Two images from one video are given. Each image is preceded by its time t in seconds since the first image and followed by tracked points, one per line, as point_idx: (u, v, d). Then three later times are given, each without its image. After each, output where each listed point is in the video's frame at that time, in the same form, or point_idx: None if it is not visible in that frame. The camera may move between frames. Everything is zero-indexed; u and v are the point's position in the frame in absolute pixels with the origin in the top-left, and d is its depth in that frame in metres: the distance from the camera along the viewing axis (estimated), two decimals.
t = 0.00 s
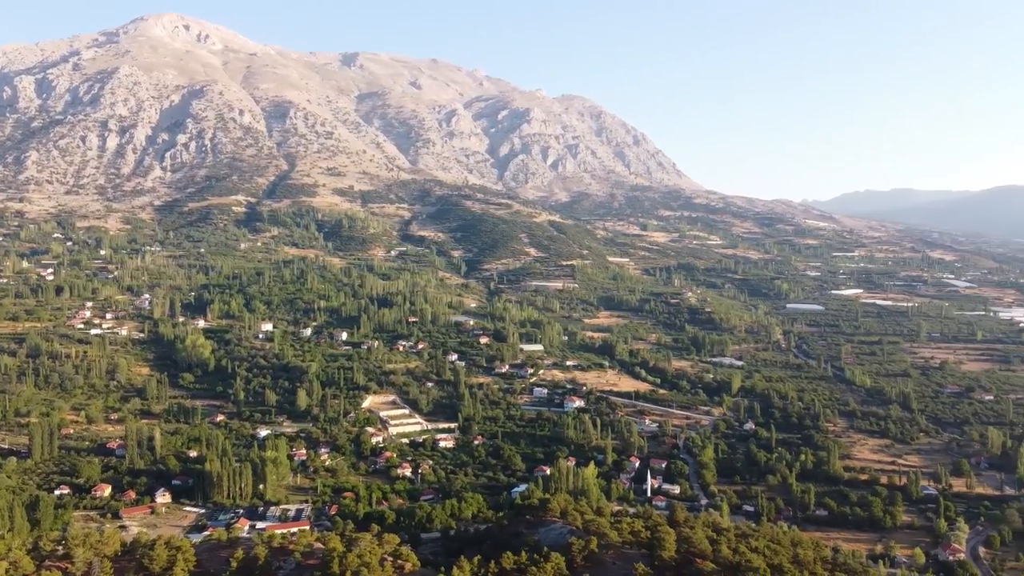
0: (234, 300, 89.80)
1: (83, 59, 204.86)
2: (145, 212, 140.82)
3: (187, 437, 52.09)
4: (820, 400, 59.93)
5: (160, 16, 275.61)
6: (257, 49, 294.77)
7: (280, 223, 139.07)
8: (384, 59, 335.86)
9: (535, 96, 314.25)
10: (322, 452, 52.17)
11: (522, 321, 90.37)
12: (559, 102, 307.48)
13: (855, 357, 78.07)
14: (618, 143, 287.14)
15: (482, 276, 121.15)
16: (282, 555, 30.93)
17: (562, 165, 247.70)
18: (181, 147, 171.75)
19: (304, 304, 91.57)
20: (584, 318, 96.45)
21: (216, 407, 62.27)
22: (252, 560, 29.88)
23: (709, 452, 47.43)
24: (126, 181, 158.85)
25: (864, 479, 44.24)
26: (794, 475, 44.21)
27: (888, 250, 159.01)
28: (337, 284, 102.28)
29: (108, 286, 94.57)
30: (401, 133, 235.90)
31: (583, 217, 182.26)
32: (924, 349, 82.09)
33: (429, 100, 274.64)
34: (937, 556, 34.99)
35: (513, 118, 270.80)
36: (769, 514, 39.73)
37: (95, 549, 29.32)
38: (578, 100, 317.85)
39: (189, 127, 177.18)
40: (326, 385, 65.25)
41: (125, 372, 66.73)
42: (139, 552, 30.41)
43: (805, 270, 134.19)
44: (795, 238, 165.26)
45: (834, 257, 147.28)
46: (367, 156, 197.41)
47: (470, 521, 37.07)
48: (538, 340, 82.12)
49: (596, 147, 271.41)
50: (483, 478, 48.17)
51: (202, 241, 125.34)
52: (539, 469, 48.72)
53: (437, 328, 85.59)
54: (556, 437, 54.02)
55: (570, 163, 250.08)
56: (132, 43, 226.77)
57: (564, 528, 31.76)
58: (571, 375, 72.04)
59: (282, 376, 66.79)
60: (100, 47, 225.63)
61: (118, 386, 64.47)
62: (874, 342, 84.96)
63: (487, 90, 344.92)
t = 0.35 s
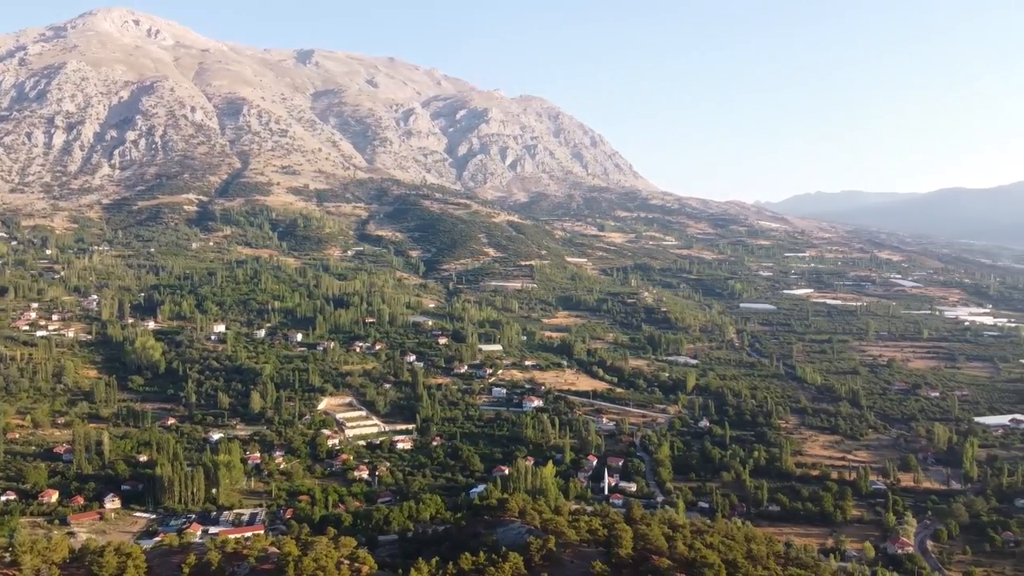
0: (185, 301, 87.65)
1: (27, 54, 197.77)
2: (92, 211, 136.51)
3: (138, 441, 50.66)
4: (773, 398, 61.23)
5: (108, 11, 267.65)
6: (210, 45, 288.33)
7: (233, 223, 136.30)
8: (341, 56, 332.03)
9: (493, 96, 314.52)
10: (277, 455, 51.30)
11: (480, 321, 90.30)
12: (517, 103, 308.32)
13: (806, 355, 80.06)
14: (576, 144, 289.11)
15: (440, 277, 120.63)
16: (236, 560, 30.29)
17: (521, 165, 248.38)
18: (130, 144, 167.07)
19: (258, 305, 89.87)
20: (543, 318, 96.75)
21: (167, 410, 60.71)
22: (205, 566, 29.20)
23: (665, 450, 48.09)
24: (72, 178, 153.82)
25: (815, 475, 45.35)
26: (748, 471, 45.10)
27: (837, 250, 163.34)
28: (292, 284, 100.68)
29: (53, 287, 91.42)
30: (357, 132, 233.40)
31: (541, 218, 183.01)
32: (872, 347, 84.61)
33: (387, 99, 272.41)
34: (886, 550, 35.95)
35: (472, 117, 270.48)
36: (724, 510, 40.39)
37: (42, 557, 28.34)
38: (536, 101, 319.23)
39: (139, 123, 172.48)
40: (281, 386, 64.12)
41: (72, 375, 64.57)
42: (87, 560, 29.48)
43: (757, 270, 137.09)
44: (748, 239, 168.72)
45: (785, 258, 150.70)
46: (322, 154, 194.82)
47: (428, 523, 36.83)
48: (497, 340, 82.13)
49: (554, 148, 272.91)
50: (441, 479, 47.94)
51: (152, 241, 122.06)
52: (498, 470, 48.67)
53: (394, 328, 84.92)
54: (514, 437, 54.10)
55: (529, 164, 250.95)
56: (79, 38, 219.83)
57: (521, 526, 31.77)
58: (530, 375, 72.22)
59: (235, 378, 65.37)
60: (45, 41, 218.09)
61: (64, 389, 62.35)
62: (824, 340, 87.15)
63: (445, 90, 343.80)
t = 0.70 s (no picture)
0: (132, 302, 85.10)
1: None
2: (33, 209, 131.53)
3: (82, 446, 48.98)
4: (724, 395, 62.41)
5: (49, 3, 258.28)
6: (157, 40, 280.67)
7: (182, 222, 132.92)
8: (293, 53, 326.88)
9: (449, 96, 313.62)
10: (228, 459, 50.22)
11: (436, 322, 89.91)
12: (473, 102, 308.15)
13: (756, 353, 81.90)
14: (532, 144, 290.32)
15: (395, 277, 119.69)
16: (185, 566, 29.54)
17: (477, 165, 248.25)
18: (74, 141, 161.58)
19: (208, 306, 87.75)
20: (499, 318, 96.74)
21: (113, 415, 58.85)
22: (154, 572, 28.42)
23: (620, 448, 48.57)
24: (11, 176, 147.93)
25: (766, 471, 46.35)
26: (701, 468, 45.88)
27: (786, 251, 167.28)
28: (242, 284, 98.64)
29: None
30: (310, 130, 229.97)
31: (498, 218, 183.17)
32: (820, 345, 86.99)
33: (341, 97, 269.08)
34: (834, 544, 36.94)
35: (427, 116, 269.15)
36: (677, 507, 41.02)
37: None
38: (492, 101, 319.51)
39: (83, 119, 166.92)
40: (231, 389, 62.65)
41: (12, 379, 62.11)
42: (30, 567, 28.43)
43: (710, 270, 139.67)
44: (700, 240, 171.75)
45: (737, 258, 153.79)
46: (274, 152, 191.45)
47: (383, 526, 36.47)
48: (453, 340, 81.85)
49: (511, 149, 273.54)
50: (396, 481, 47.51)
51: (97, 240, 118.17)
52: (453, 470, 48.47)
53: (349, 330, 83.95)
54: (470, 437, 53.98)
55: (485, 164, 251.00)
56: (18, 31, 211.66)
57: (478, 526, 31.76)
58: (486, 375, 72.16)
59: (184, 381, 63.61)
60: None
61: (5, 392, 59.98)
62: (774, 339, 89.15)
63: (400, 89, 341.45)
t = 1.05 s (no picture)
0: (71, 303, 82.09)
1: None
2: None
3: (20, 451, 47.06)
4: (675, 393, 63.37)
5: None
6: (99, 34, 271.44)
7: (125, 221, 128.93)
8: (241, 49, 320.15)
9: (402, 94, 311.37)
10: (173, 464, 48.86)
11: (389, 322, 89.13)
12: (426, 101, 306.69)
13: (706, 351, 83.44)
14: (485, 144, 290.31)
15: (347, 277, 118.26)
16: (128, 574, 28.63)
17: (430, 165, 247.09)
18: (11, 137, 155.25)
19: (152, 307, 85.21)
20: (452, 318, 96.31)
21: (53, 420, 56.69)
22: None
23: (573, 447, 48.89)
24: None
25: (715, 467, 47.25)
26: (652, 465, 46.49)
27: (735, 251, 170.87)
28: (188, 285, 96.16)
29: None
30: (259, 127, 225.55)
31: (452, 218, 182.65)
32: (767, 343, 89.10)
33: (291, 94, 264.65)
34: (781, 538, 37.89)
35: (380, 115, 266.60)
36: (629, 504, 41.49)
37: None
38: (445, 100, 318.47)
39: (20, 114, 160.53)
40: (177, 393, 60.91)
41: None
42: None
43: (661, 270, 141.77)
44: (652, 240, 174.16)
45: (687, 258, 156.42)
46: (221, 150, 187.32)
47: (334, 530, 35.96)
48: (406, 341, 81.22)
49: (464, 149, 273.11)
50: (348, 484, 46.92)
51: (35, 239, 113.70)
52: (406, 472, 48.06)
53: (299, 331, 82.52)
54: (423, 439, 53.60)
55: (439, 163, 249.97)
56: None
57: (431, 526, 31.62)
58: (439, 375, 71.79)
59: (128, 385, 61.58)
60: None
61: None
62: (723, 337, 90.92)
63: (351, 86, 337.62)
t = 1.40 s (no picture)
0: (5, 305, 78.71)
1: None
2: None
3: None
4: (626, 392, 64.11)
5: None
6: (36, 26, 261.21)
7: (65, 219, 124.41)
8: (186, 45, 312.22)
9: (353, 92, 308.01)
10: (116, 470, 47.29)
11: (339, 323, 88.05)
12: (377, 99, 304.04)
13: (656, 350, 84.70)
14: (439, 143, 289.23)
15: (296, 277, 116.42)
16: None
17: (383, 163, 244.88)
18: None
19: (92, 308, 82.37)
20: (405, 319, 95.69)
21: None
22: None
23: (526, 446, 49.05)
24: None
25: (665, 464, 47.94)
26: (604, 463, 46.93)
27: (685, 252, 173.89)
28: (129, 285, 93.30)
29: None
30: (205, 124, 220.24)
31: (406, 217, 181.47)
32: (716, 342, 90.93)
33: (239, 91, 259.14)
34: (730, 533, 38.66)
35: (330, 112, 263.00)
36: (582, 501, 41.79)
37: None
38: (397, 99, 316.34)
39: None
40: (120, 396, 58.99)
41: None
42: None
43: (612, 270, 143.34)
44: (603, 241, 175.97)
45: (637, 259, 158.51)
46: (165, 147, 182.34)
47: (283, 535, 35.32)
48: (357, 342, 80.33)
49: (417, 148, 271.60)
50: (298, 488, 46.17)
51: None
52: (358, 475, 47.49)
53: (246, 332, 80.88)
54: (375, 441, 53.06)
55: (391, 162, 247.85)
56: None
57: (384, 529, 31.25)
58: (391, 377, 71.17)
59: (68, 389, 59.37)
60: None
61: None
62: (672, 336, 92.42)
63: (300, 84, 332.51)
